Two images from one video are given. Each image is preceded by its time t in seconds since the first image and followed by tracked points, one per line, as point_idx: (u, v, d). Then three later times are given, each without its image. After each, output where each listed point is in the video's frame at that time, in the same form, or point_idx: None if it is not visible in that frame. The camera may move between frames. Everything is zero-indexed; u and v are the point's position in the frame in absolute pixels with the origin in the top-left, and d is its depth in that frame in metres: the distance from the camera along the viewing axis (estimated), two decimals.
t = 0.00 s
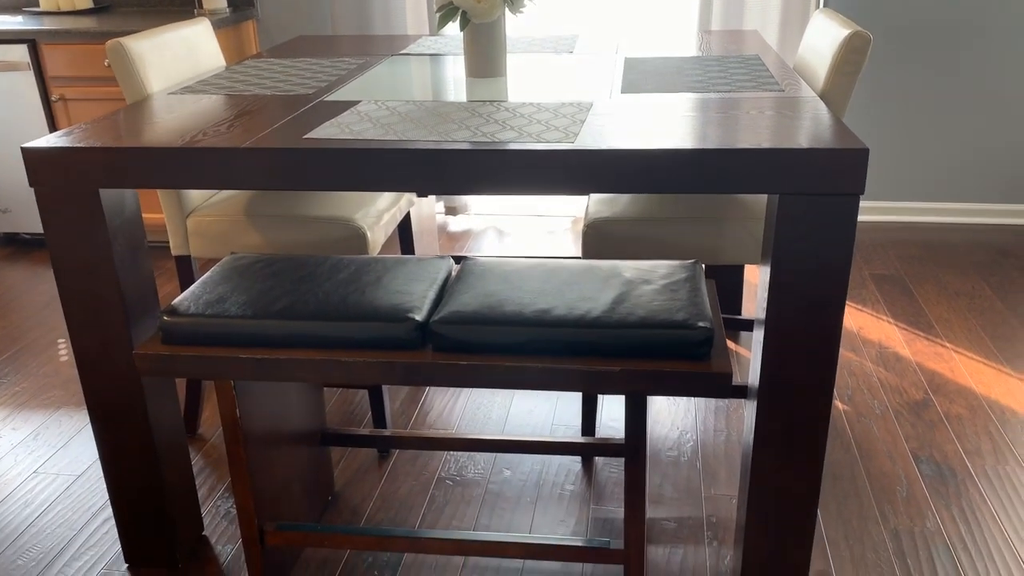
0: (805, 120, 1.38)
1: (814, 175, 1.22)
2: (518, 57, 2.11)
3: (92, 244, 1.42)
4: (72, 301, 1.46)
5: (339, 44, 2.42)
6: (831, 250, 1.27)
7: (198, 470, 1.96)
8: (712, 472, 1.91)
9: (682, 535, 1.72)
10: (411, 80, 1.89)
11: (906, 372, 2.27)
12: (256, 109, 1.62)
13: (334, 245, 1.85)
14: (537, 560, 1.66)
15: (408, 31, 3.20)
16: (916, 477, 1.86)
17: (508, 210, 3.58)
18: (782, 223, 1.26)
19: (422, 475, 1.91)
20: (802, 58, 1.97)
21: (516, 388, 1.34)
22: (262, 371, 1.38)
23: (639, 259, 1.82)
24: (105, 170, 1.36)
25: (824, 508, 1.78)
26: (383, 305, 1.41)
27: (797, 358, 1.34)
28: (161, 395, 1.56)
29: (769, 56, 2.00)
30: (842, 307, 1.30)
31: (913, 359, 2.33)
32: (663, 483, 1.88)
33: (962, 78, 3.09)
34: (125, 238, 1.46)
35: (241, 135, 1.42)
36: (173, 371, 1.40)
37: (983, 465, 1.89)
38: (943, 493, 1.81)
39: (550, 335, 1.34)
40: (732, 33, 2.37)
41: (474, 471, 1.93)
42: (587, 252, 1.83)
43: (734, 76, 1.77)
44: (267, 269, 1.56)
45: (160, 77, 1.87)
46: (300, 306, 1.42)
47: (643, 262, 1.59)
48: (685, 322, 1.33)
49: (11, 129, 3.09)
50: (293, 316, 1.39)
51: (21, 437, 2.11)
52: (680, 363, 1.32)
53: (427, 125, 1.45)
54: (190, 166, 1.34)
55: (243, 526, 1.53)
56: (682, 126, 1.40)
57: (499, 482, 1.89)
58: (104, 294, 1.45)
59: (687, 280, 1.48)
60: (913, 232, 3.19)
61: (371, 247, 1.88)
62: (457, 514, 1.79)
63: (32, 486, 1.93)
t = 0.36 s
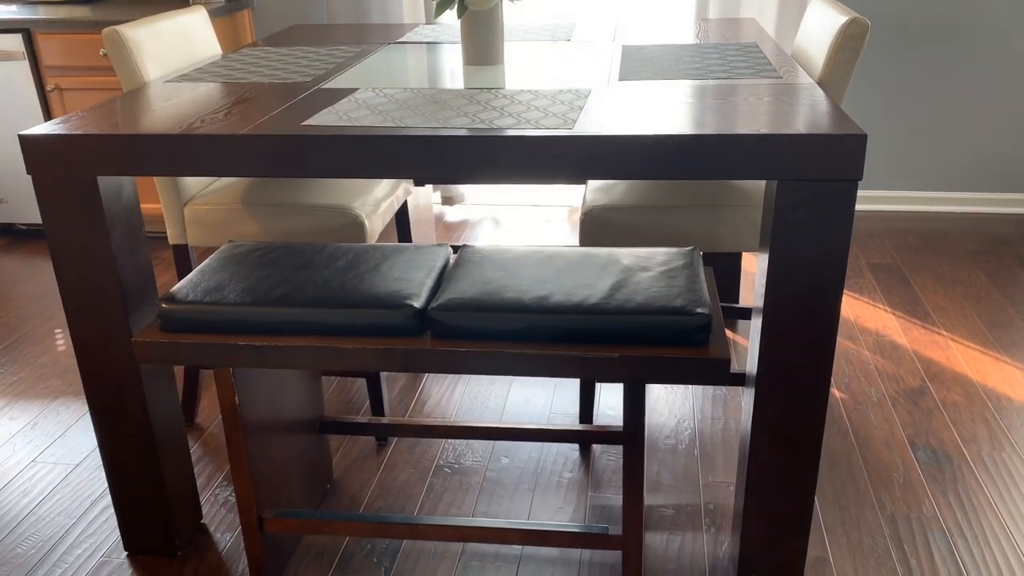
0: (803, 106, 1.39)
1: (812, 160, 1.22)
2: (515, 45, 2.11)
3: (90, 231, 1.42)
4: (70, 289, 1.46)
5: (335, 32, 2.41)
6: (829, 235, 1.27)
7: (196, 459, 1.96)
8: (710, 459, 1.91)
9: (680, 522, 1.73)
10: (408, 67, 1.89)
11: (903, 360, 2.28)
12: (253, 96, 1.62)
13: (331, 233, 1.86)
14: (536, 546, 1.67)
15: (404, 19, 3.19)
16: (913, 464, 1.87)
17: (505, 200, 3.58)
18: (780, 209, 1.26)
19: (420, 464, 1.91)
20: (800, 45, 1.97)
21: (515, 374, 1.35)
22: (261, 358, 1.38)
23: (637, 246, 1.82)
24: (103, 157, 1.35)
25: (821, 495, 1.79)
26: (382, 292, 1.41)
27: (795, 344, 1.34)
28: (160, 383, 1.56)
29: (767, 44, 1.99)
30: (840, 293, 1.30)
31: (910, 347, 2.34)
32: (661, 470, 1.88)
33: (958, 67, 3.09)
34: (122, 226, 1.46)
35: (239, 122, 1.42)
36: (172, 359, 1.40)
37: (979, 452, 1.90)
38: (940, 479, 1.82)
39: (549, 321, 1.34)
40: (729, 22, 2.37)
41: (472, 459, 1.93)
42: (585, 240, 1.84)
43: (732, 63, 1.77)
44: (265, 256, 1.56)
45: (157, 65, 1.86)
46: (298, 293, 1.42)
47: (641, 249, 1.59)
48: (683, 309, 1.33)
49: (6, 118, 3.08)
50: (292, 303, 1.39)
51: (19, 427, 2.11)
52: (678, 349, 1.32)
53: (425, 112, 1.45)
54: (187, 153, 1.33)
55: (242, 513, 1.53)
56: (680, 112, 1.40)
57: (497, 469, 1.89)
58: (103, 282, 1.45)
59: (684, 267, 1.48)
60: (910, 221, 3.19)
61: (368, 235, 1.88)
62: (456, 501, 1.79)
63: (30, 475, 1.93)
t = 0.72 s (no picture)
0: (808, 93, 1.39)
1: (815, 146, 1.22)
2: (519, 34, 2.11)
3: (95, 217, 1.42)
4: (75, 275, 1.46)
5: (339, 22, 2.41)
6: (834, 222, 1.27)
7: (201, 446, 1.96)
8: (713, 448, 1.92)
9: (683, 510, 1.73)
10: (412, 56, 1.89)
11: (906, 350, 2.28)
12: (257, 84, 1.62)
13: (335, 221, 1.86)
14: (540, 533, 1.68)
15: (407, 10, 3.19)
16: (915, 452, 1.87)
17: (508, 192, 3.58)
18: (784, 195, 1.26)
19: (424, 452, 1.92)
20: (804, 34, 1.97)
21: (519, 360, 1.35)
22: (266, 343, 1.39)
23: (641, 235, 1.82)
24: (108, 142, 1.36)
25: (824, 483, 1.79)
26: (386, 278, 1.41)
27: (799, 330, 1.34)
28: (164, 370, 1.57)
29: (771, 32, 1.99)
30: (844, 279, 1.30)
31: (913, 338, 2.34)
32: (664, 458, 1.89)
33: (962, 58, 3.09)
34: (128, 212, 1.46)
35: (243, 108, 1.42)
36: (177, 344, 1.41)
37: (981, 441, 1.91)
38: (943, 468, 1.82)
39: (553, 307, 1.34)
40: (733, 11, 2.36)
41: (475, 447, 1.93)
42: (589, 228, 1.84)
43: (736, 51, 1.77)
44: (270, 243, 1.56)
45: (161, 52, 1.86)
46: (303, 279, 1.42)
47: (645, 237, 1.59)
48: (687, 295, 1.34)
49: (10, 109, 3.09)
50: (297, 289, 1.40)
51: (23, 415, 2.11)
52: (683, 335, 1.32)
53: (430, 98, 1.45)
54: (192, 139, 1.34)
55: (247, 499, 1.54)
56: (685, 98, 1.40)
57: (501, 458, 1.90)
58: (108, 268, 1.46)
59: (689, 254, 1.48)
60: (912, 213, 3.19)
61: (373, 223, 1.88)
62: (460, 489, 1.80)
63: (34, 463, 1.93)
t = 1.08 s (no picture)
0: (814, 87, 1.38)
1: (822, 138, 1.22)
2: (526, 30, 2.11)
3: (103, 209, 1.43)
4: (83, 266, 1.47)
5: (345, 17, 2.42)
6: (839, 214, 1.27)
7: (206, 440, 1.97)
8: (718, 443, 1.92)
9: (688, 505, 1.73)
10: (419, 51, 1.89)
11: (912, 347, 2.27)
12: (264, 77, 1.62)
13: (342, 215, 1.87)
14: (544, 527, 1.68)
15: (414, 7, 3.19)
16: (921, 448, 1.87)
17: (514, 190, 3.58)
18: (790, 188, 1.26)
19: (429, 446, 1.92)
20: (811, 31, 1.97)
21: (524, 353, 1.35)
22: (272, 335, 1.39)
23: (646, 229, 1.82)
24: (116, 134, 1.36)
25: (828, 479, 1.79)
26: (392, 271, 1.41)
27: (804, 324, 1.34)
28: (171, 362, 1.57)
29: (777, 28, 1.99)
30: (850, 273, 1.30)
31: (919, 335, 2.33)
32: (669, 453, 1.89)
33: (969, 56, 3.08)
34: (135, 205, 1.47)
35: (250, 101, 1.42)
36: (184, 335, 1.41)
37: (987, 438, 1.90)
38: (948, 464, 1.82)
39: (559, 299, 1.34)
40: (739, 8, 2.36)
41: (480, 442, 1.94)
42: (594, 223, 1.84)
43: (743, 46, 1.77)
44: (276, 236, 1.56)
45: (168, 46, 1.87)
46: (309, 271, 1.42)
47: (651, 231, 1.59)
48: (693, 288, 1.34)
49: (18, 104, 3.10)
50: (303, 281, 1.40)
51: (30, 408, 2.12)
52: (689, 328, 1.32)
53: (436, 91, 1.45)
54: (199, 131, 1.34)
55: (252, 491, 1.54)
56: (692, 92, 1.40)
57: (505, 452, 1.90)
58: (115, 261, 1.46)
59: (695, 248, 1.48)
60: (919, 211, 3.18)
61: (378, 217, 1.89)
62: (464, 483, 1.80)
63: (41, 455, 1.94)
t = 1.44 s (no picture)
0: (821, 96, 1.39)
1: (829, 147, 1.23)
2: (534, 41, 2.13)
3: (116, 217, 1.44)
4: (95, 274, 1.48)
5: (355, 28, 2.44)
6: (847, 223, 1.27)
7: (215, 448, 1.98)
8: (726, 453, 1.92)
9: (696, 514, 1.73)
10: (428, 62, 1.90)
11: (920, 358, 2.27)
12: (275, 88, 1.64)
13: (351, 224, 1.88)
14: (552, 536, 1.68)
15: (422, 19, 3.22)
16: (929, 458, 1.87)
17: (521, 200, 3.59)
18: (797, 197, 1.26)
19: (437, 455, 1.93)
20: (818, 42, 1.98)
21: (532, 360, 1.36)
22: (282, 343, 1.40)
23: (654, 238, 1.83)
24: (129, 143, 1.38)
25: (837, 489, 1.79)
26: (401, 279, 1.42)
27: (812, 332, 1.34)
28: (181, 370, 1.58)
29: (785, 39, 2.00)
30: (857, 281, 1.30)
31: (928, 345, 2.33)
32: (677, 463, 1.89)
33: (977, 67, 3.09)
34: (147, 214, 1.48)
35: (261, 111, 1.44)
36: (195, 343, 1.42)
37: (997, 448, 1.90)
38: (957, 474, 1.81)
39: (567, 307, 1.35)
40: (746, 19, 2.38)
41: (488, 451, 1.94)
42: (602, 232, 1.85)
43: (750, 57, 1.78)
44: (286, 245, 1.58)
45: (180, 57, 1.89)
46: (318, 279, 1.43)
47: (658, 240, 1.60)
48: (701, 296, 1.34)
49: (30, 115, 3.13)
50: (313, 289, 1.41)
51: (40, 416, 2.13)
52: (697, 336, 1.33)
53: (445, 101, 1.46)
54: (211, 140, 1.35)
55: (261, 499, 1.55)
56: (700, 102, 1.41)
57: (513, 461, 1.90)
58: (127, 269, 1.47)
59: (703, 256, 1.48)
60: (926, 222, 3.18)
61: (388, 226, 1.90)
62: (472, 492, 1.80)
63: (51, 463, 1.95)
